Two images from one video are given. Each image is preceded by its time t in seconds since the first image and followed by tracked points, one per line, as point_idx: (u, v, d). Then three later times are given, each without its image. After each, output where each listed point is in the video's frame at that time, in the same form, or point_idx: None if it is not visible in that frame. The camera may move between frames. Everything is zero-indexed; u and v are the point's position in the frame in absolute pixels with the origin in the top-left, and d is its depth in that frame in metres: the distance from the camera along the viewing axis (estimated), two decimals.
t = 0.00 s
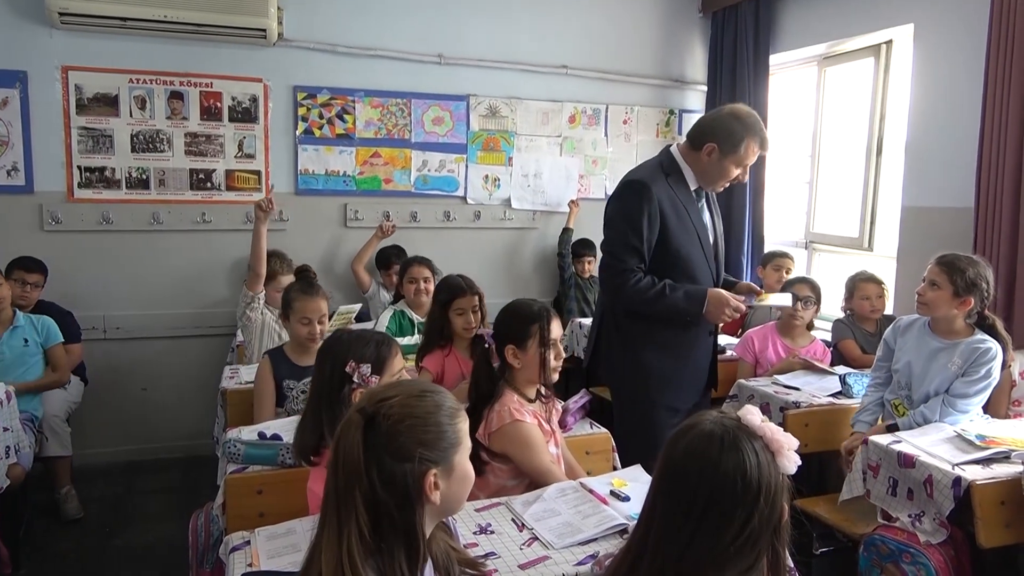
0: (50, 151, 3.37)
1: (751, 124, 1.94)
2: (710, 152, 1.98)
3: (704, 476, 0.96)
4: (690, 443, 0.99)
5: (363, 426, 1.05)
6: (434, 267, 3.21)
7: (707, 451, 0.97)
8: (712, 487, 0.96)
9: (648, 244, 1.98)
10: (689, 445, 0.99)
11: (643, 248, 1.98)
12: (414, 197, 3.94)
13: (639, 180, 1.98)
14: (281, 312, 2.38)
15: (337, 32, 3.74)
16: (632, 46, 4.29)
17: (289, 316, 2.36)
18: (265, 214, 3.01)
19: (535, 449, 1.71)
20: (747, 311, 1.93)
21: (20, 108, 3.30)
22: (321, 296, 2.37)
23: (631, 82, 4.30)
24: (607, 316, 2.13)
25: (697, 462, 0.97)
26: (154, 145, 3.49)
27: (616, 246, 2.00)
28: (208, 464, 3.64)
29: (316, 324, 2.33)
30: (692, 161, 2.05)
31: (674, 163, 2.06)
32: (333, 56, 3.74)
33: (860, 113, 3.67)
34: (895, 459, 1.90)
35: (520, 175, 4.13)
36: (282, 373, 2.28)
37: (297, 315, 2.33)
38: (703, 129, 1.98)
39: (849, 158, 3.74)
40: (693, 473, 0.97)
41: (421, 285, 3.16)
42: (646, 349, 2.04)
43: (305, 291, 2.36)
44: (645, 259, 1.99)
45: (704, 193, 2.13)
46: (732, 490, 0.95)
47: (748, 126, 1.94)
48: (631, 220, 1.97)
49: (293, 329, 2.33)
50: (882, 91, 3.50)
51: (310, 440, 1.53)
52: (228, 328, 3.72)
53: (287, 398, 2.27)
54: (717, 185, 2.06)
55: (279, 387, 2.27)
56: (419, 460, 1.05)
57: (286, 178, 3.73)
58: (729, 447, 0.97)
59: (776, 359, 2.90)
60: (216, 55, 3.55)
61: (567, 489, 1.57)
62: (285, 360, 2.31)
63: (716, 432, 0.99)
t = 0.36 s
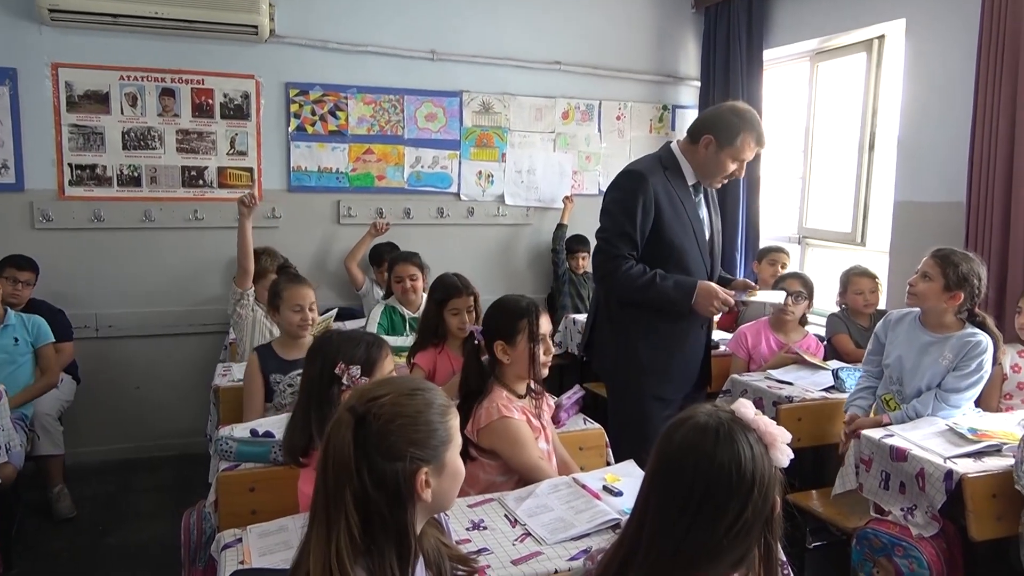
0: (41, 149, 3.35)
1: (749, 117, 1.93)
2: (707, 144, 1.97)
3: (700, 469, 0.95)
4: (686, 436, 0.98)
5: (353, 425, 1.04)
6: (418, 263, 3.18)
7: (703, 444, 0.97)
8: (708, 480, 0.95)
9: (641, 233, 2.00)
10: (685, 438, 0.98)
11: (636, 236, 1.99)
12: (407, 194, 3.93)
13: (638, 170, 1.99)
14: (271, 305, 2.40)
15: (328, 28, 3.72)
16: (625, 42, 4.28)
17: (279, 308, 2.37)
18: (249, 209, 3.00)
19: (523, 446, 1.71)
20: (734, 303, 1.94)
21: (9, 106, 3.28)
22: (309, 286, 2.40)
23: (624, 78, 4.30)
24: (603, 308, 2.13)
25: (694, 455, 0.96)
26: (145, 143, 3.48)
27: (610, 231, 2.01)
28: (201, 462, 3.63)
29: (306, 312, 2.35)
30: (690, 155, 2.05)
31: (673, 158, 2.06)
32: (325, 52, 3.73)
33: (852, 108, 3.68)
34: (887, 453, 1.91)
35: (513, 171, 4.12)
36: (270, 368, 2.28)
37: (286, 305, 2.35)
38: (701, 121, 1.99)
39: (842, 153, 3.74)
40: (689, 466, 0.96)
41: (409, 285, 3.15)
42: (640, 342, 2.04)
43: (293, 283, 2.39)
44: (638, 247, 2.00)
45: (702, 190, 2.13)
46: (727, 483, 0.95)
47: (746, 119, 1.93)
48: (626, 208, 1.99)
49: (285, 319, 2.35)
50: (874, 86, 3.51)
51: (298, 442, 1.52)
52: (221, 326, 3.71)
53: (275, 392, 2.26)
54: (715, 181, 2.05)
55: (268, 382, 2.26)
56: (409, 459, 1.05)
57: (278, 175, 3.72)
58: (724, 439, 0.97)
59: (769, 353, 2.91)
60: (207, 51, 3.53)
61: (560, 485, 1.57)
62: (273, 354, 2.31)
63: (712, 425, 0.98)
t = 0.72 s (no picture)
0: (23, 144, 3.31)
1: (717, 98, 1.94)
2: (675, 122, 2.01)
3: (689, 461, 0.95)
4: (674, 428, 0.97)
5: (337, 421, 1.04)
6: (408, 259, 3.15)
7: (692, 436, 0.96)
8: (696, 472, 0.95)
9: (618, 225, 2.03)
10: (673, 430, 0.97)
11: (611, 229, 2.03)
12: (394, 189, 3.92)
13: (615, 164, 2.03)
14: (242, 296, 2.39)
15: (314, 22, 3.70)
16: (612, 37, 4.28)
17: (248, 300, 2.36)
18: (232, 203, 3.00)
19: (511, 441, 1.71)
20: (715, 289, 1.95)
21: None
22: (280, 279, 2.39)
23: (611, 72, 4.30)
24: (592, 299, 2.15)
25: (682, 447, 0.96)
26: (129, 137, 3.44)
27: (587, 225, 2.06)
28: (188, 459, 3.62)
29: (273, 305, 2.33)
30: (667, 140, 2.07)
31: (652, 147, 2.09)
32: (311, 47, 3.70)
33: (838, 103, 3.69)
34: (871, 446, 1.92)
35: (500, 166, 4.12)
36: (237, 358, 2.30)
37: (253, 296, 2.32)
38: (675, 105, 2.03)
39: (827, 148, 3.76)
40: (677, 458, 0.95)
41: (397, 281, 3.14)
42: (626, 332, 2.06)
43: (265, 276, 2.38)
44: (616, 239, 2.04)
45: (685, 181, 2.14)
46: (716, 476, 0.94)
47: (713, 97, 1.94)
48: (603, 201, 2.03)
49: (252, 312, 2.33)
50: (859, 81, 3.53)
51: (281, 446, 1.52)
52: (207, 322, 3.69)
53: (241, 384, 2.29)
54: (692, 167, 2.05)
55: (235, 373, 2.29)
56: (394, 455, 1.04)
57: (264, 170, 3.69)
58: (712, 431, 0.96)
59: (756, 348, 2.92)
60: (191, 45, 3.50)
61: (546, 479, 1.57)
62: (240, 346, 2.33)
63: (700, 417, 0.98)
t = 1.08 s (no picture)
0: (5, 139, 3.28)
1: (696, 93, 1.95)
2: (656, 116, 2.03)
3: (672, 459, 0.95)
4: (657, 427, 0.97)
5: (323, 421, 1.03)
6: (401, 256, 3.17)
7: (675, 434, 0.96)
8: (679, 471, 0.95)
9: (597, 221, 2.06)
10: (656, 428, 0.98)
11: (590, 225, 2.06)
12: (382, 186, 3.91)
13: (596, 162, 2.05)
14: (225, 295, 2.37)
15: (301, 18, 3.68)
16: (600, 34, 4.28)
17: (231, 299, 2.35)
18: (210, 198, 3.02)
19: (503, 436, 1.71)
20: (689, 284, 1.95)
21: None
22: (263, 278, 2.36)
23: (599, 70, 4.30)
24: (576, 296, 2.18)
25: (665, 445, 0.96)
26: (114, 133, 3.41)
27: (568, 221, 2.10)
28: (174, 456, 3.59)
29: (257, 305, 2.32)
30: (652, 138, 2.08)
31: (638, 146, 2.09)
32: (298, 43, 3.68)
33: (825, 102, 3.71)
34: (856, 442, 1.94)
35: (488, 163, 4.11)
36: (221, 354, 2.29)
37: (237, 296, 2.32)
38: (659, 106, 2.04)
39: (814, 146, 3.78)
40: (660, 457, 0.96)
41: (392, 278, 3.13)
42: (608, 327, 2.08)
43: (247, 275, 2.36)
44: (595, 235, 2.07)
45: (671, 177, 2.13)
46: (699, 474, 0.95)
47: (692, 93, 1.95)
48: (581, 197, 2.06)
49: (236, 311, 2.33)
50: (846, 80, 3.54)
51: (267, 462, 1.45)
52: (193, 319, 3.66)
53: (226, 380, 2.27)
54: (672, 165, 2.04)
55: (220, 370, 2.28)
56: (379, 457, 1.04)
57: (251, 167, 3.67)
58: (696, 430, 0.97)
59: (742, 345, 2.94)
60: (177, 41, 3.47)
61: (533, 476, 1.57)
62: (224, 342, 2.32)
63: (684, 416, 0.98)
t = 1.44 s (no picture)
0: None
1: (685, 89, 1.95)
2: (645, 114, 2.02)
3: (658, 453, 0.95)
4: (644, 420, 0.98)
5: (311, 446, 0.97)
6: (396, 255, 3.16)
7: (661, 427, 0.97)
8: (665, 464, 0.95)
9: (588, 216, 2.06)
10: (643, 421, 0.98)
11: (580, 221, 2.06)
12: (372, 182, 3.90)
13: (586, 157, 2.05)
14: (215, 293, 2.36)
15: (290, 13, 3.66)
16: (591, 30, 4.28)
17: (223, 297, 2.34)
18: (198, 196, 2.99)
19: (496, 431, 1.71)
20: (679, 280, 1.95)
21: None
22: (254, 277, 2.34)
23: (590, 66, 4.30)
24: (566, 292, 2.19)
25: (652, 438, 0.96)
26: (102, 130, 3.39)
27: (559, 217, 2.09)
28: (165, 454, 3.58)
29: (248, 304, 2.32)
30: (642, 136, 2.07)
31: (628, 144, 2.09)
32: (288, 38, 3.67)
33: (814, 98, 3.72)
34: (845, 436, 1.96)
35: (479, 159, 4.11)
36: (212, 350, 2.28)
37: (228, 295, 2.31)
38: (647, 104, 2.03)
39: (803, 142, 3.79)
40: (646, 450, 0.96)
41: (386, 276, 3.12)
42: (599, 323, 2.08)
43: (238, 273, 2.33)
44: (585, 231, 2.07)
45: (661, 173, 2.13)
46: (684, 467, 0.95)
47: (680, 89, 1.95)
48: (572, 193, 2.06)
49: (226, 310, 2.32)
50: (835, 76, 3.56)
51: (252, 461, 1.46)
52: (183, 317, 3.65)
53: (218, 375, 2.26)
54: (663, 160, 2.04)
55: (211, 365, 2.27)
56: (361, 491, 0.98)
57: (240, 163, 3.65)
58: (682, 423, 0.97)
59: (733, 340, 2.94)
60: (165, 36, 3.45)
61: (523, 472, 1.57)
62: (215, 339, 2.31)
63: (670, 408, 0.98)
